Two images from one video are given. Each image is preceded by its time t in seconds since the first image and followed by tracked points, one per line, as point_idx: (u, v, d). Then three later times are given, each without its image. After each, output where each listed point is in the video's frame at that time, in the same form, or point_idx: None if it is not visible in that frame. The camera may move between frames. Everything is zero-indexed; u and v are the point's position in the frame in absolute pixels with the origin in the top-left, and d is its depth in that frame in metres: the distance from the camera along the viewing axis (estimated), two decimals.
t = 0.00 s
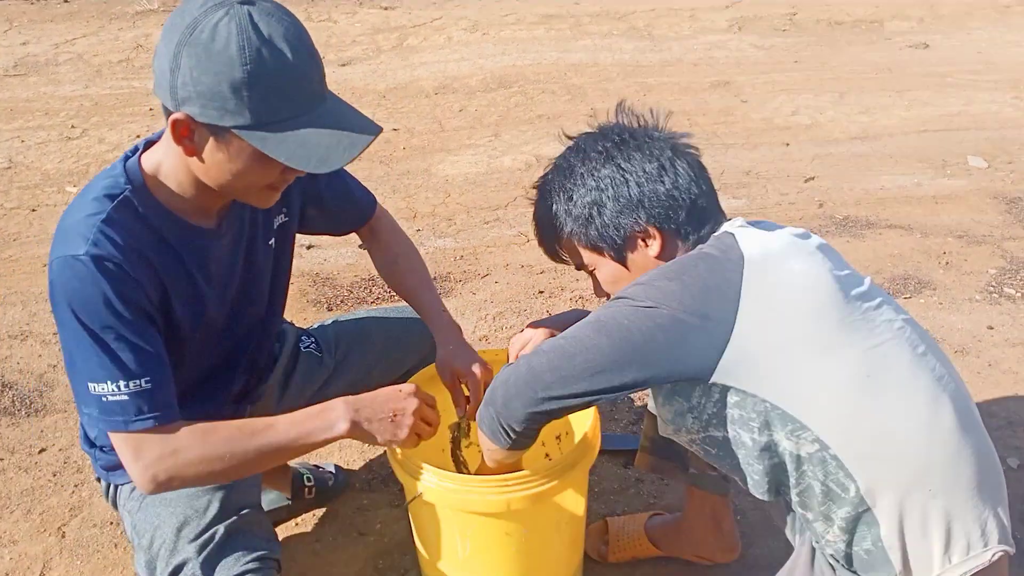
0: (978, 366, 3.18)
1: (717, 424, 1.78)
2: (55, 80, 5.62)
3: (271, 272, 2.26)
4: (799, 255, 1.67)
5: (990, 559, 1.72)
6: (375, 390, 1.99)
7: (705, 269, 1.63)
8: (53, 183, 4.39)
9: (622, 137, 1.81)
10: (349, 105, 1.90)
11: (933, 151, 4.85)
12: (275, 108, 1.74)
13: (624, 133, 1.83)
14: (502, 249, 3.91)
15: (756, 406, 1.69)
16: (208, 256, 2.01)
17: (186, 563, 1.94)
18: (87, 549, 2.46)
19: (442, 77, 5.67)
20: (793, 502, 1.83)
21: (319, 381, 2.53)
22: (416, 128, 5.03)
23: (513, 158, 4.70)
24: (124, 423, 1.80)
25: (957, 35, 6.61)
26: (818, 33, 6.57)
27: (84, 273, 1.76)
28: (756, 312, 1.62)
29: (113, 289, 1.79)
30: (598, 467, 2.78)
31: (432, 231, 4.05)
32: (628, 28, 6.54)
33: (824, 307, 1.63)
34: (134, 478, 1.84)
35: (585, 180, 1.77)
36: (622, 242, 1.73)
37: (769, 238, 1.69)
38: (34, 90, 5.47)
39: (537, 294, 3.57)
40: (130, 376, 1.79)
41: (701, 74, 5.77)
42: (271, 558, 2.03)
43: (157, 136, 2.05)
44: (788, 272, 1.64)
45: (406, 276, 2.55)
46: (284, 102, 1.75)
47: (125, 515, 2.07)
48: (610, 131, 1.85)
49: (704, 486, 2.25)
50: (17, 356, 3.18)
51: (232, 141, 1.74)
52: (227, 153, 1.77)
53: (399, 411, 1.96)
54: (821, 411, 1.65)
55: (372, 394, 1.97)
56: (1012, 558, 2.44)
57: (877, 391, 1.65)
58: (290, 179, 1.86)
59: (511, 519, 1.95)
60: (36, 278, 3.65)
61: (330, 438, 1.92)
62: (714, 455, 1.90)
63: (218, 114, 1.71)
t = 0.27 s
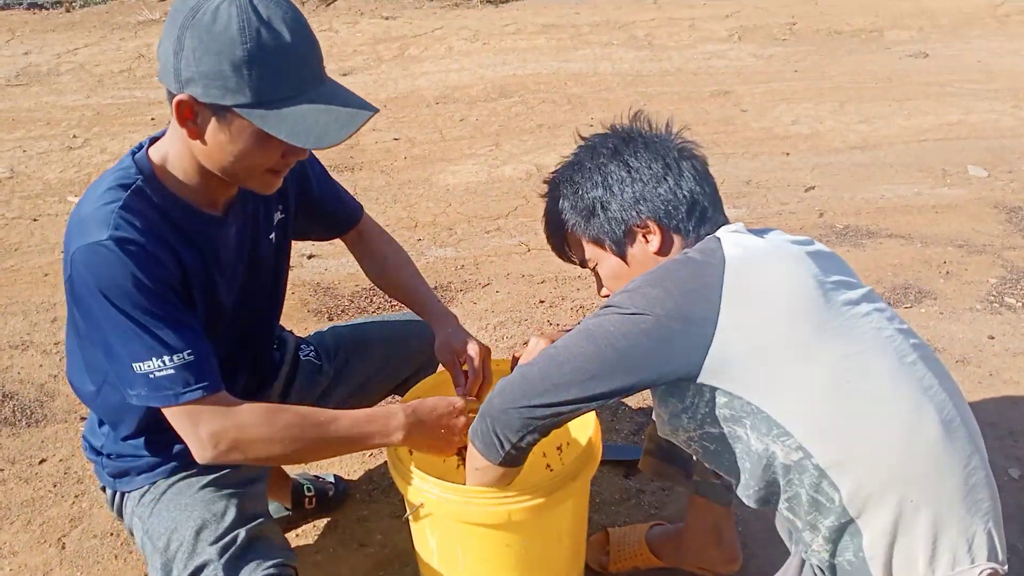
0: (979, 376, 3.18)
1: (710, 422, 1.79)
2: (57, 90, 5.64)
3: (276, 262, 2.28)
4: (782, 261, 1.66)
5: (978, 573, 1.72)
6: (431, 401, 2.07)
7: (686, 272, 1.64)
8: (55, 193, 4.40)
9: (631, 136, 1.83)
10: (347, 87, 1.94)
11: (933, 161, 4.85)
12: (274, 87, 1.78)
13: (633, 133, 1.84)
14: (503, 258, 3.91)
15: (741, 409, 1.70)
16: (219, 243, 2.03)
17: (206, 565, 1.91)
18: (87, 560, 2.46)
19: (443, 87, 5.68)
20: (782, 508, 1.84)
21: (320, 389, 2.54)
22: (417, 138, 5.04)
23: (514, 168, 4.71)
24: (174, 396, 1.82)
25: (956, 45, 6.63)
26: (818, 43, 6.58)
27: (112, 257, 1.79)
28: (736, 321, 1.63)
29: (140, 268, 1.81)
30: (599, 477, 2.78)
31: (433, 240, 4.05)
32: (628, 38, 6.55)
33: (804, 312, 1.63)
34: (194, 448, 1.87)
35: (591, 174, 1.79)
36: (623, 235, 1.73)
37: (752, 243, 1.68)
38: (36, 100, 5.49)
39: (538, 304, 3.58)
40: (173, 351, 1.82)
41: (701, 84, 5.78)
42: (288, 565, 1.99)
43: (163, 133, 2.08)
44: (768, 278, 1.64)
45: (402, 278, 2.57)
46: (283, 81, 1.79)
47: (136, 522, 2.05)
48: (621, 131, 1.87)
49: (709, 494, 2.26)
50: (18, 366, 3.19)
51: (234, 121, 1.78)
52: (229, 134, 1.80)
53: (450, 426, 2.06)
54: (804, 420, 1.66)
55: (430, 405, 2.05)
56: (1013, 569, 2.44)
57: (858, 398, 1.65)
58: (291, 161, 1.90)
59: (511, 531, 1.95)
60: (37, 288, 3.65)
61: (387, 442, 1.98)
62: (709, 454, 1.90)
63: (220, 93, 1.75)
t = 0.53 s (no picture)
0: (982, 383, 3.18)
1: (707, 429, 1.78)
2: (60, 101, 5.66)
3: (280, 266, 2.29)
4: (774, 266, 1.66)
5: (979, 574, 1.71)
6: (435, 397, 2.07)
7: (684, 277, 1.64)
8: (58, 204, 4.41)
9: (631, 145, 1.83)
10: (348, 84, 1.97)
11: (934, 169, 4.86)
12: (278, 80, 1.81)
13: (633, 143, 1.84)
14: (505, 267, 3.92)
15: (740, 414, 1.69)
16: (224, 242, 2.03)
17: (228, 573, 1.89)
18: (90, 571, 2.46)
19: (444, 97, 5.70)
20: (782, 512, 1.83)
21: (325, 399, 2.55)
22: (419, 148, 5.05)
23: (516, 178, 4.72)
24: (184, 391, 1.82)
25: (956, 53, 6.64)
26: (818, 52, 6.60)
27: (121, 253, 1.80)
28: (731, 328, 1.62)
29: (149, 265, 1.82)
30: (603, 486, 2.78)
31: (435, 250, 4.06)
32: (628, 48, 6.58)
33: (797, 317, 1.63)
34: (201, 441, 1.86)
35: (593, 182, 1.78)
36: (626, 243, 1.73)
37: (743, 248, 1.68)
38: (39, 112, 5.51)
39: (541, 313, 3.58)
40: (182, 345, 1.82)
41: (702, 93, 5.79)
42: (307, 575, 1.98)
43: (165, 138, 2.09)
44: (761, 284, 1.64)
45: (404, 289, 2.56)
46: (285, 75, 1.82)
47: (148, 533, 2.04)
48: (621, 140, 1.87)
49: (711, 501, 2.25)
50: (21, 377, 3.19)
51: (239, 115, 1.80)
52: (234, 128, 1.81)
53: (459, 421, 2.06)
54: (800, 426, 1.65)
55: (433, 402, 2.05)
56: None
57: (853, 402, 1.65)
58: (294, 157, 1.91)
59: (512, 541, 1.94)
60: (40, 299, 3.66)
61: (393, 439, 1.99)
62: (706, 461, 1.89)
63: (224, 87, 1.77)
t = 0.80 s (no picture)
0: (982, 386, 3.18)
1: (719, 431, 1.84)
2: (60, 107, 5.67)
3: (281, 268, 2.29)
4: (799, 273, 1.67)
5: None
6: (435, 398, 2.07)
7: (717, 277, 1.63)
8: (58, 210, 4.42)
9: (634, 138, 1.82)
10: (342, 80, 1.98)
11: (933, 171, 4.86)
12: (272, 76, 1.82)
13: (636, 135, 1.84)
14: (505, 271, 3.92)
15: (755, 417, 1.73)
16: (225, 244, 2.04)
17: None
18: None
19: (444, 101, 5.71)
20: (786, 515, 1.87)
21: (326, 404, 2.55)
22: (418, 152, 5.06)
23: (515, 181, 4.72)
24: (181, 392, 1.83)
25: (955, 55, 6.65)
26: (817, 55, 6.61)
27: (122, 254, 1.80)
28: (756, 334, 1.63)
29: (150, 266, 1.83)
30: (603, 489, 2.78)
31: (435, 254, 4.06)
32: (627, 51, 6.59)
33: (820, 321, 1.65)
34: (200, 443, 1.88)
35: (595, 174, 1.78)
36: (626, 236, 1.73)
37: (770, 252, 1.68)
38: (39, 118, 5.52)
39: (541, 316, 3.58)
40: (179, 347, 1.83)
41: (701, 96, 5.80)
42: None
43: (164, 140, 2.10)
44: (788, 292, 1.64)
45: (405, 295, 2.57)
46: (279, 71, 1.83)
47: (151, 538, 2.05)
48: (625, 132, 1.87)
49: (710, 503, 2.23)
50: (22, 383, 3.19)
51: (234, 113, 1.81)
52: (231, 126, 1.82)
53: (457, 424, 2.06)
54: (815, 429, 1.69)
55: (433, 403, 2.05)
56: None
57: (869, 407, 1.68)
58: (291, 155, 1.91)
59: (513, 544, 1.94)
60: (40, 304, 3.66)
61: (390, 442, 2.00)
62: (717, 465, 1.96)
63: (219, 84, 1.78)
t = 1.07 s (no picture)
0: (979, 395, 3.19)
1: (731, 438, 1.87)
2: (58, 115, 5.67)
3: (279, 275, 2.29)
4: (821, 286, 1.67)
5: None
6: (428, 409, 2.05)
7: (750, 300, 1.60)
8: (56, 218, 4.42)
9: (643, 143, 1.82)
10: (331, 89, 1.99)
11: (929, 181, 4.88)
12: (260, 87, 1.82)
13: (645, 140, 1.84)
14: (503, 280, 3.93)
15: (774, 430, 1.75)
16: (221, 253, 2.04)
17: None
18: None
19: (441, 110, 5.72)
20: (787, 524, 1.89)
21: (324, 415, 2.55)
22: (416, 161, 5.07)
23: (513, 190, 4.73)
24: (170, 404, 1.83)
25: (950, 66, 6.68)
26: (814, 65, 6.63)
27: (115, 265, 1.80)
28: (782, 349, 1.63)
29: (143, 277, 1.83)
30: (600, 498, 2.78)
31: (433, 262, 4.07)
32: (625, 61, 6.61)
33: (840, 334, 1.66)
34: (190, 454, 1.88)
35: (602, 178, 1.78)
36: (628, 245, 1.73)
37: (789, 263, 1.68)
38: (37, 126, 5.52)
39: (539, 325, 3.59)
40: (171, 358, 1.83)
41: (698, 106, 5.82)
42: None
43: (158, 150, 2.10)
44: (813, 305, 1.64)
45: (402, 302, 2.57)
46: (267, 81, 1.84)
47: (148, 549, 2.05)
48: (633, 135, 1.87)
49: (707, 513, 2.22)
50: (19, 391, 3.19)
51: (224, 124, 1.81)
52: (220, 137, 1.83)
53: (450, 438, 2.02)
54: (834, 440, 1.70)
55: (426, 416, 2.03)
56: None
57: (884, 418, 1.69)
58: (283, 164, 1.91)
59: (510, 554, 1.94)
60: (38, 313, 3.66)
61: (382, 453, 1.99)
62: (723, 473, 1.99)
63: (207, 95, 1.78)
